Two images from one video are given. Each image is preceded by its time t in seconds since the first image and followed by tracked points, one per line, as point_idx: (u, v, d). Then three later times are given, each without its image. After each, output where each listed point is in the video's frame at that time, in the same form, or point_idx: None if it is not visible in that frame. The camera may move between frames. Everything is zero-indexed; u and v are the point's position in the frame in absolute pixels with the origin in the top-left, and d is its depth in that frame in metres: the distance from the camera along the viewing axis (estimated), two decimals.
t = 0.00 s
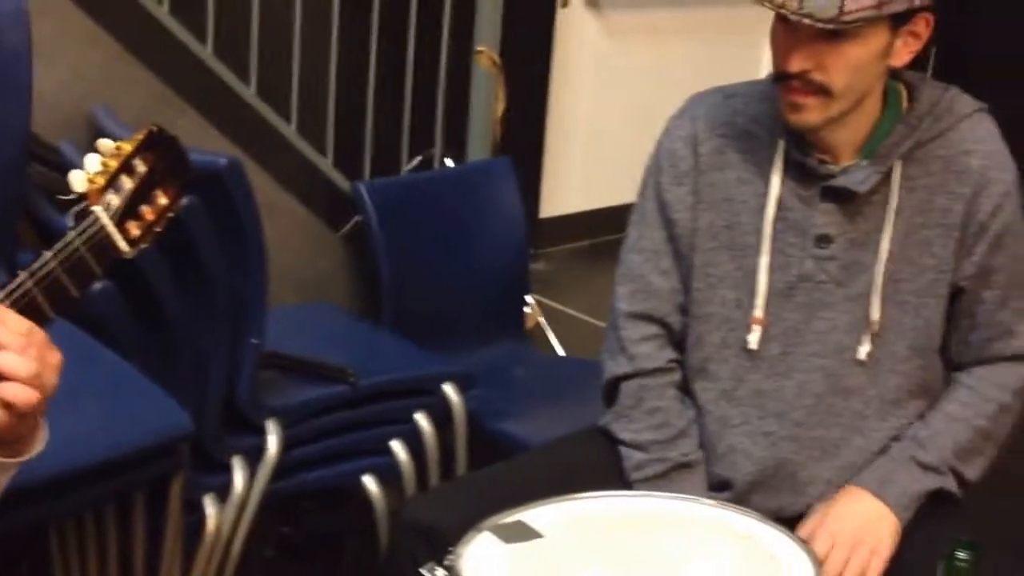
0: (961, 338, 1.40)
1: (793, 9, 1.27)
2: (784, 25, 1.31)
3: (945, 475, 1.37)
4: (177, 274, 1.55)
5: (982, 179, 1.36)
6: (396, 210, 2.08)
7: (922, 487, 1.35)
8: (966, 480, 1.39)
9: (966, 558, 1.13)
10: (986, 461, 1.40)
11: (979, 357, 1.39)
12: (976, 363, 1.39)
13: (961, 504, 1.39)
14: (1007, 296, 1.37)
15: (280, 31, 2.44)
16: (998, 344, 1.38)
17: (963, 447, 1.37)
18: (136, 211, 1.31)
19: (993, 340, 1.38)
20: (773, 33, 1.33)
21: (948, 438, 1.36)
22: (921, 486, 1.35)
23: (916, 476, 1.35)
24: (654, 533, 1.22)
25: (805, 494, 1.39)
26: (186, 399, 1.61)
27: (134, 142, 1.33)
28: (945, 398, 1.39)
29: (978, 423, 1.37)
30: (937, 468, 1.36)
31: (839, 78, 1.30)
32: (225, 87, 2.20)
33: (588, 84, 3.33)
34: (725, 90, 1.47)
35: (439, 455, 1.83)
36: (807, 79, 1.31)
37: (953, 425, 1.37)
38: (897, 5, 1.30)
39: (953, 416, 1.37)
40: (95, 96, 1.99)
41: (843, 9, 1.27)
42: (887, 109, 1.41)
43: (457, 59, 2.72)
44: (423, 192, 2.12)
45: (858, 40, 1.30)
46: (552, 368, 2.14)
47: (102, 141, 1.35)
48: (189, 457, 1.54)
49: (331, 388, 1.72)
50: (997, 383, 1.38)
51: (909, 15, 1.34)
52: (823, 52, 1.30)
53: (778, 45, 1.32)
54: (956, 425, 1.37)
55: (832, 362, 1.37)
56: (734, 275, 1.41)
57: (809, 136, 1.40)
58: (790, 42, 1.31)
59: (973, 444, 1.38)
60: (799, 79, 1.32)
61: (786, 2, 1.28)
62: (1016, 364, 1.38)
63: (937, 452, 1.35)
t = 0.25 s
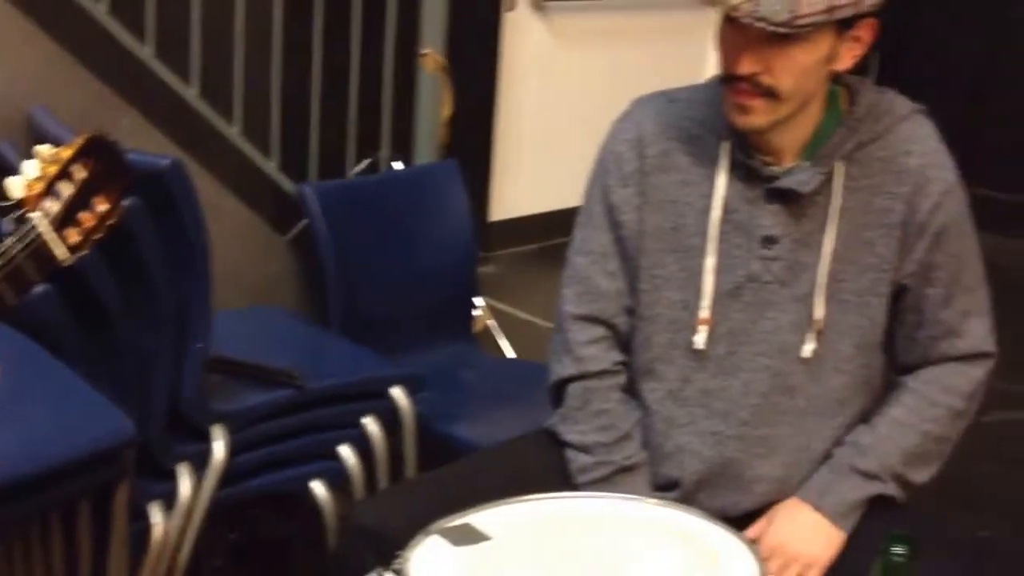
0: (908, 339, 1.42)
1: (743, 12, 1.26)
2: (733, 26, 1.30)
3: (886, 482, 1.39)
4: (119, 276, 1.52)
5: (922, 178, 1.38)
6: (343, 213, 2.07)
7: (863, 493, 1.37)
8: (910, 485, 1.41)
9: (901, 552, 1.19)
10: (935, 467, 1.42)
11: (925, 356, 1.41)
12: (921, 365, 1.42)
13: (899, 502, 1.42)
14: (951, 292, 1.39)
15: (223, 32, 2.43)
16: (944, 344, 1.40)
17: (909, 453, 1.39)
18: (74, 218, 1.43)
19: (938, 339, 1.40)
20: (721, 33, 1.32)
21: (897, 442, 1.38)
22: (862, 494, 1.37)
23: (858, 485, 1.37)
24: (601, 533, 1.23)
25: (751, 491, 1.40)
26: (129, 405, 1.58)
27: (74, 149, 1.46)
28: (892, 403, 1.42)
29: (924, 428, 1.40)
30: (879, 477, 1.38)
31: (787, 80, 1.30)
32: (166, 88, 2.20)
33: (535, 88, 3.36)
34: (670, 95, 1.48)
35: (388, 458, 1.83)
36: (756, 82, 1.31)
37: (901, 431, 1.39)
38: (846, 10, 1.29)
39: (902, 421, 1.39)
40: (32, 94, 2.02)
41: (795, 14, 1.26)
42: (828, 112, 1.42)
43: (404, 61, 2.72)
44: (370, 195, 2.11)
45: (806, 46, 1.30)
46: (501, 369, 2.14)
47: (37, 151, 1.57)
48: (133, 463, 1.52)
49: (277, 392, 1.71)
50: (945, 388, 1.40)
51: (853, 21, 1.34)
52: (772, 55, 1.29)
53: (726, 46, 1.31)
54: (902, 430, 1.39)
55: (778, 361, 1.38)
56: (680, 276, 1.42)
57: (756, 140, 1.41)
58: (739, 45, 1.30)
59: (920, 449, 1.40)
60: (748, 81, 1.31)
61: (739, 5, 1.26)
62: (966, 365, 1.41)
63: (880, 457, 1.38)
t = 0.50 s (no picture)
0: (841, 334, 1.43)
1: (681, 18, 1.27)
2: (670, 34, 1.31)
3: (834, 468, 1.41)
4: (59, 282, 1.50)
5: (865, 183, 1.39)
6: (289, 218, 2.06)
7: (816, 479, 1.39)
8: (849, 471, 1.43)
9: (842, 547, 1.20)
10: (868, 452, 1.45)
11: (860, 355, 1.43)
12: (858, 361, 1.44)
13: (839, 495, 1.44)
14: (883, 296, 1.41)
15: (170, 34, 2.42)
16: (877, 343, 1.42)
17: (848, 439, 1.41)
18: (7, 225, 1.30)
19: (870, 340, 1.42)
20: (659, 42, 1.33)
21: (837, 433, 1.40)
22: (816, 479, 1.39)
23: (809, 469, 1.39)
24: (550, 535, 1.22)
25: (698, 491, 1.41)
26: (71, 414, 1.56)
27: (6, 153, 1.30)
28: (829, 395, 1.43)
29: (859, 417, 1.41)
30: (827, 462, 1.40)
31: (727, 85, 1.30)
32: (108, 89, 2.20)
33: (482, 91, 3.48)
34: (615, 95, 1.49)
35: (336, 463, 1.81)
36: (697, 88, 1.31)
37: (839, 421, 1.41)
38: (784, 16, 1.30)
39: (839, 411, 1.41)
40: None
41: (731, 21, 1.27)
42: (772, 118, 1.43)
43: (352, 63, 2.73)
44: (315, 200, 2.10)
45: (746, 51, 1.30)
46: (450, 373, 2.14)
47: None
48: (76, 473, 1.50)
49: (223, 399, 1.69)
50: (875, 380, 1.42)
51: (793, 26, 1.35)
52: (710, 62, 1.29)
53: (664, 54, 1.32)
54: (843, 420, 1.41)
55: (724, 362, 1.39)
56: (627, 277, 1.42)
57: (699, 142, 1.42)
58: (678, 52, 1.30)
59: (858, 434, 1.42)
60: (690, 87, 1.31)
61: (675, 14, 1.27)
62: (894, 361, 1.43)
63: (827, 445, 1.39)
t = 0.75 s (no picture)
0: (797, 337, 1.45)
1: (635, 27, 1.26)
2: (622, 41, 1.29)
3: (782, 479, 1.41)
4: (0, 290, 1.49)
5: (802, 181, 1.41)
6: (234, 223, 2.04)
7: (758, 491, 1.39)
8: (803, 482, 1.43)
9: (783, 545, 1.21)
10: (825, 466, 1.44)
11: (815, 356, 1.44)
12: (815, 364, 1.45)
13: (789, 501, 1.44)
14: (836, 293, 1.42)
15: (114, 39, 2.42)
16: (832, 342, 1.43)
17: (803, 450, 1.41)
18: None
19: (825, 339, 1.43)
20: (610, 46, 1.31)
21: (792, 442, 1.40)
22: (755, 492, 1.38)
23: (750, 481, 1.39)
24: (497, 538, 1.22)
25: (647, 492, 1.41)
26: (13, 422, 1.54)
27: None
28: (785, 402, 1.43)
29: (817, 426, 1.42)
30: (772, 474, 1.40)
31: (673, 91, 1.31)
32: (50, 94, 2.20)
33: (432, 94, 3.54)
34: (559, 99, 1.49)
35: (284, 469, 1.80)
36: (647, 95, 1.32)
37: (795, 428, 1.41)
38: (733, 23, 1.30)
39: (795, 418, 1.41)
40: None
41: (683, 31, 1.26)
42: (713, 117, 1.44)
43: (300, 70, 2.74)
44: (261, 205, 2.09)
45: (694, 57, 1.31)
46: (400, 377, 2.13)
47: None
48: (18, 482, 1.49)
49: (168, 406, 1.67)
50: (835, 384, 1.42)
51: (738, 31, 1.36)
52: (659, 69, 1.30)
53: (615, 60, 1.31)
54: (794, 428, 1.41)
55: (669, 362, 1.40)
56: (574, 279, 1.42)
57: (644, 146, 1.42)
58: (629, 59, 1.30)
59: (814, 446, 1.42)
60: (639, 94, 1.32)
61: (629, 23, 1.26)
62: (857, 364, 1.43)
63: (775, 458, 1.39)
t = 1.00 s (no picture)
0: (738, 338, 1.45)
1: (570, 38, 1.27)
2: (561, 48, 1.30)
3: (729, 477, 1.42)
4: None
5: (748, 188, 1.42)
6: (177, 229, 2.02)
7: (707, 489, 1.40)
8: (747, 477, 1.44)
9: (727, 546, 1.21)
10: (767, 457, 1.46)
11: (754, 355, 1.45)
12: (752, 363, 1.45)
13: (740, 499, 1.45)
14: (775, 296, 1.43)
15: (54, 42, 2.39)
16: (772, 343, 1.44)
17: (742, 446, 1.42)
18: None
19: (765, 340, 1.43)
20: (551, 54, 1.32)
21: (729, 439, 1.41)
22: (707, 489, 1.39)
23: (700, 480, 1.40)
24: (445, 544, 1.22)
25: (595, 494, 1.41)
26: None
27: None
28: (722, 402, 1.44)
29: (753, 424, 1.43)
30: (719, 471, 1.41)
31: (614, 96, 1.31)
32: None
33: (380, 96, 3.64)
34: (504, 102, 1.49)
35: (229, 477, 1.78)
36: (588, 101, 1.32)
37: (733, 426, 1.42)
38: (671, 29, 1.30)
39: (732, 417, 1.42)
40: None
41: (620, 38, 1.27)
42: (658, 119, 1.44)
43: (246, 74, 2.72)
44: (205, 210, 2.07)
45: (635, 63, 1.31)
46: (347, 382, 2.12)
47: None
48: None
49: (110, 414, 1.65)
50: (768, 383, 1.44)
51: (679, 36, 1.36)
52: (600, 77, 1.30)
53: (556, 66, 1.32)
54: (731, 425, 1.42)
55: (616, 365, 1.40)
56: (521, 283, 1.42)
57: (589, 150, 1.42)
58: (569, 66, 1.30)
59: (751, 442, 1.43)
60: (580, 100, 1.32)
61: (566, 31, 1.27)
62: (786, 363, 1.45)
63: (718, 455, 1.40)
